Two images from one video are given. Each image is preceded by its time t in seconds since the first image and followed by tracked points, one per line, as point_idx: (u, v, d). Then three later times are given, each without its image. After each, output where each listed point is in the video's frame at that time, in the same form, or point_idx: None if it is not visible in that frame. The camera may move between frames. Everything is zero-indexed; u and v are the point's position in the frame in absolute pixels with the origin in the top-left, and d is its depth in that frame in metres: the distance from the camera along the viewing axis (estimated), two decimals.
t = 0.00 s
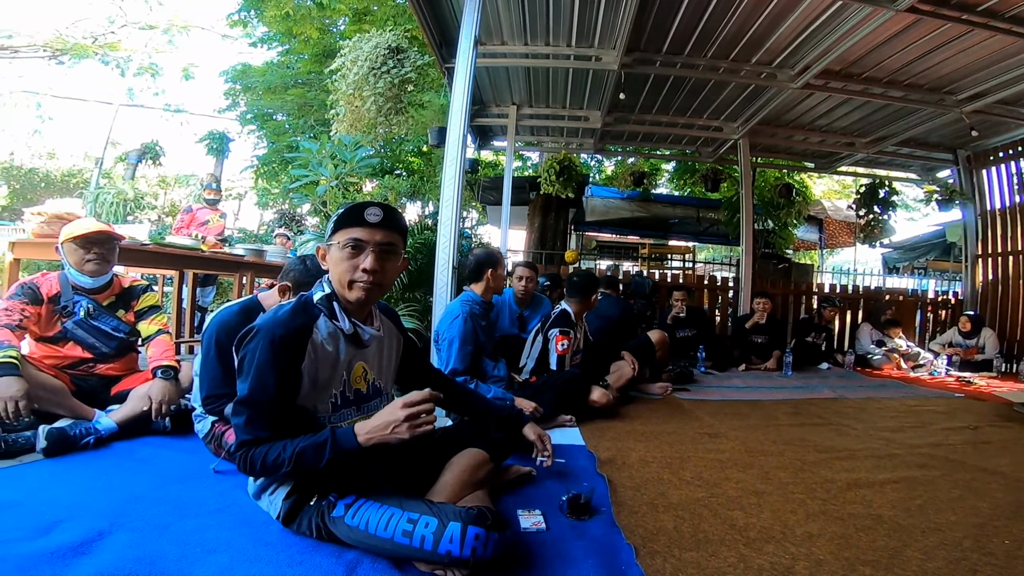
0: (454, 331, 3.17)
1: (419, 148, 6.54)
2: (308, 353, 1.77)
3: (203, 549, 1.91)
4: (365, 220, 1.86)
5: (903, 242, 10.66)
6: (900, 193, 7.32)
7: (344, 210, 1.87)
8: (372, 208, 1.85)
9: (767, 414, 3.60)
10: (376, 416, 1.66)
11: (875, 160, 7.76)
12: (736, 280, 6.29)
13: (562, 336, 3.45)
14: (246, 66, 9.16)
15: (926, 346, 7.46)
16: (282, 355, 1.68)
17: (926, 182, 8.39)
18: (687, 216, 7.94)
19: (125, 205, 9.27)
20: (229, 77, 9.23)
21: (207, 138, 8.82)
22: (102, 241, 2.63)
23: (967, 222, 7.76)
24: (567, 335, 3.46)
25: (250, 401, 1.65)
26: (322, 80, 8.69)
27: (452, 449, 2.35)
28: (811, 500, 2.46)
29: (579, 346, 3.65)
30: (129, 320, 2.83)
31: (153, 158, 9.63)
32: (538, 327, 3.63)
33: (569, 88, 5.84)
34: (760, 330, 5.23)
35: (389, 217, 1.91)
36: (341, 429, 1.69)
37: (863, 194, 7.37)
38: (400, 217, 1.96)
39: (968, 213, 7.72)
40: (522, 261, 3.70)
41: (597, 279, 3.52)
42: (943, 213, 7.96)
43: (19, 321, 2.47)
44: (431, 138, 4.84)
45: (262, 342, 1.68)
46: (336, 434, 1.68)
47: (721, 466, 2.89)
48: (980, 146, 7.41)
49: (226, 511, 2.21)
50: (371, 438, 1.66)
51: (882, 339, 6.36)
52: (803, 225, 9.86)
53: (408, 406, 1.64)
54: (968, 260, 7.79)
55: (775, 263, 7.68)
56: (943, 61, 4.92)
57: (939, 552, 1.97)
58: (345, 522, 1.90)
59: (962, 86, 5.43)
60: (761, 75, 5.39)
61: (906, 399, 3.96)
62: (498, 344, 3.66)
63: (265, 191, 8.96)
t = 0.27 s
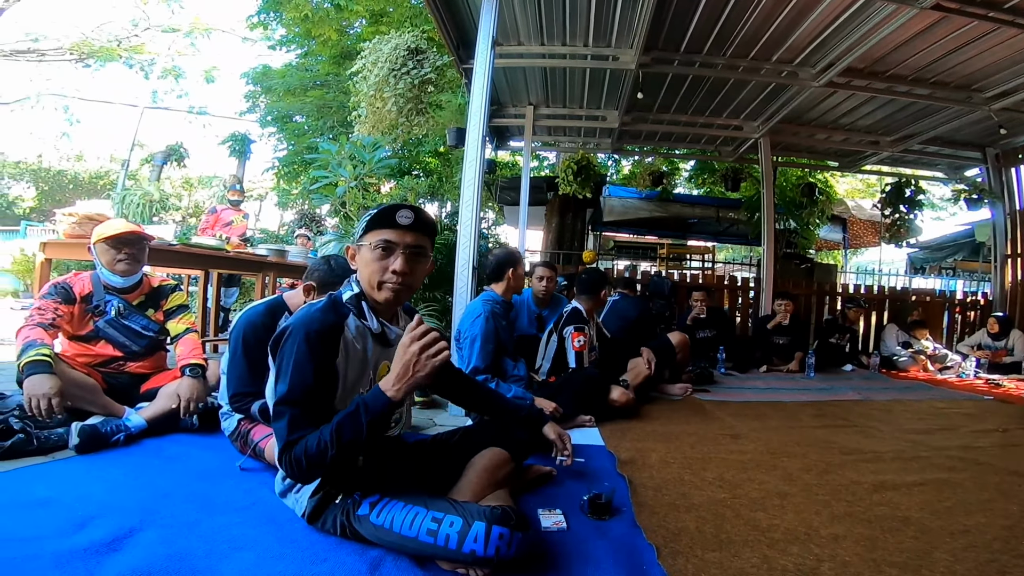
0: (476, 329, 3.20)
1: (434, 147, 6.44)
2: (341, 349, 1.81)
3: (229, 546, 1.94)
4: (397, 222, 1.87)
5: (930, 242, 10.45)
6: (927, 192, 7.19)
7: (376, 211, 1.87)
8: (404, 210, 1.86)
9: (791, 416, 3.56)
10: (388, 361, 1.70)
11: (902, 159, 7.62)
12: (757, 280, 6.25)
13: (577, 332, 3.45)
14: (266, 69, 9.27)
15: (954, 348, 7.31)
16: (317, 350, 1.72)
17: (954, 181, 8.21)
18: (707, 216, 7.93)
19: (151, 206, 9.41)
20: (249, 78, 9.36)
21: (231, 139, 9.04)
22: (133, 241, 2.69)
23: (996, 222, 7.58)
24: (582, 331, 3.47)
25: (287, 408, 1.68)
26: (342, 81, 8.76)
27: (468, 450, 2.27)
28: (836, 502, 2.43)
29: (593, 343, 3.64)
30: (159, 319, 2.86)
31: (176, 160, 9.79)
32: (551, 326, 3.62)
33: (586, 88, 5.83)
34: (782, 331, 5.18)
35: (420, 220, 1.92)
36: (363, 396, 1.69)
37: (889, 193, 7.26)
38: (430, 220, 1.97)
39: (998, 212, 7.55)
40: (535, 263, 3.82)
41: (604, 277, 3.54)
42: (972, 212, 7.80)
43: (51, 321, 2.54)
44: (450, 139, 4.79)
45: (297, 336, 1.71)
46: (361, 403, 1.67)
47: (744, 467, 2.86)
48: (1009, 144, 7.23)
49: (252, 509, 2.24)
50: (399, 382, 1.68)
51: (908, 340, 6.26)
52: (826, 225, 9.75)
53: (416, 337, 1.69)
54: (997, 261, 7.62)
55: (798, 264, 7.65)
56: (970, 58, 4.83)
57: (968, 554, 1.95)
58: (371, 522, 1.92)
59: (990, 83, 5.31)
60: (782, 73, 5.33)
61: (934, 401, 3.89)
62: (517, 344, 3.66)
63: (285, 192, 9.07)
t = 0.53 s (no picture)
0: (500, 328, 3.22)
1: (456, 149, 6.31)
2: (370, 346, 1.91)
3: (259, 543, 1.97)
4: (423, 225, 1.93)
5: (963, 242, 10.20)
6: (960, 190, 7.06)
7: (403, 215, 1.93)
8: (430, 214, 1.91)
9: (817, 418, 3.52)
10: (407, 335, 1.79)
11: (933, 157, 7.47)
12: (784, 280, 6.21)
13: (594, 328, 3.40)
14: (289, 71, 9.38)
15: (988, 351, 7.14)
16: (347, 345, 1.83)
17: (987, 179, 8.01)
18: (731, 216, 7.89)
19: (180, 208, 9.63)
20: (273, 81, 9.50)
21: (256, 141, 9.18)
22: (166, 243, 2.75)
23: None
24: (599, 327, 3.42)
25: (323, 405, 1.79)
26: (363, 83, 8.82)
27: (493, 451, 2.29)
28: (865, 504, 2.39)
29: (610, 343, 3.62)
30: (191, 319, 2.92)
31: (203, 163, 9.98)
32: (569, 325, 3.61)
33: (607, 88, 5.81)
34: (808, 333, 5.13)
35: (446, 223, 1.96)
36: (385, 376, 1.74)
37: (922, 192, 7.15)
38: (457, 223, 2.01)
39: None
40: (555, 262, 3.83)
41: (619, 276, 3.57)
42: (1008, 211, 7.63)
43: (90, 320, 2.59)
44: (471, 139, 4.91)
45: (327, 334, 1.84)
46: (385, 382, 1.72)
47: (769, 468, 2.83)
48: None
49: (280, 506, 2.27)
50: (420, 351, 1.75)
51: (941, 343, 6.14)
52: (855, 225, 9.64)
53: (430, 305, 1.80)
54: None
55: (826, 264, 7.49)
56: (1004, 54, 4.71)
57: (1004, 559, 1.92)
58: (397, 520, 1.92)
59: None
60: (807, 71, 5.25)
61: (967, 404, 3.81)
62: (539, 343, 3.64)
63: (308, 194, 9.17)
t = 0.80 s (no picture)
0: (526, 328, 3.21)
1: (481, 149, 6.14)
2: (402, 344, 1.92)
3: (292, 540, 1.99)
4: (455, 226, 1.93)
5: (1001, 239, 9.91)
6: (1000, 186, 6.89)
7: (435, 217, 1.93)
8: (462, 215, 1.91)
9: (850, 420, 3.45)
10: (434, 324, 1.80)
11: (970, 153, 7.28)
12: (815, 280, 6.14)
13: (619, 330, 3.39)
14: (313, 75, 9.52)
15: None
16: (380, 342, 1.84)
17: None
18: (757, 214, 7.98)
19: (212, 211, 9.88)
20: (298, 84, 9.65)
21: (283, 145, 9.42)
22: (202, 245, 2.83)
23: None
24: (625, 329, 3.41)
25: (359, 401, 1.81)
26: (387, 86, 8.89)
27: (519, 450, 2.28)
28: (901, 506, 2.34)
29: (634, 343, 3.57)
30: (227, 319, 3.00)
31: (232, 166, 10.16)
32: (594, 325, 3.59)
33: (630, 87, 5.78)
34: (841, 333, 5.03)
35: (477, 225, 1.97)
36: (414, 367, 1.75)
37: (959, 189, 7.01)
38: (487, 225, 2.01)
39: None
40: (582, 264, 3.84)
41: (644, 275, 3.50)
42: None
43: (130, 320, 2.66)
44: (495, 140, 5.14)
45: (360, 332, 1.85)
46: (415, 373, 1.73)
47: (801, 469, 2.79)
48: None
49: (312, 504, 2.29)
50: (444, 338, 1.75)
51: (980, 343, 5.98)
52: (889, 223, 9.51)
53: (452, 293, 1.79)
54: None
55: (858, 263, 7.28)
56: None
57: None
58: (427, 519, 1.93)
59: None
60: (836, 67, 5.16)
61: (1008, 406, 3.69)
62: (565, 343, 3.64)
63: (333, 195, 9.29)
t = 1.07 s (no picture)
0: (555, 331, 3.20)
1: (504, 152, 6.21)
2: (437, 350, 1.92)
3: (330, 541, 2.01)
4: (485, 232, 1.91)
5: None
6: None
7: (465, 223, 1.92)
8: (492, 221, 1.89)
9: (889, 423, 3.37)
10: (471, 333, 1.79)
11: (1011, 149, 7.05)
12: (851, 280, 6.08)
13: (654, 331, 3.44)
14: (338, 80, 9.65)
15: None
16: (416, 348, 1.85)
17: None
18: (789, 213, 7.96)
19: (245, 215, 10.11)
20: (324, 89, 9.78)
21: (313, 149, 9.47)
22: (240, 250, 2.90)
23: None
24: (660, 331, 3.46)
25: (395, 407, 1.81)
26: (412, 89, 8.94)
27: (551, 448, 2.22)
28: (945, 510, 2.28)
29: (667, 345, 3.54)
30: (264, 322, 3.08)
31: (263, 172, 10.38)
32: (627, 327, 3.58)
33: (654, 87, 5.73)
34: (878, 334, 5.00)
35: (508, 230, 1.95)
36: (452, 376, 1.74)
37: (998, 185, 6.82)
38: (517, 229, 2.00)
39: None
40: (612, 268, 3.90)
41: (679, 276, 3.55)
42: None
43: (173, 324, 2.82)
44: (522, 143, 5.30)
45: (396, 338, 1.85)
46: (452, 383, 1.72)
47: (838, 472, 2.74)
48: None
49: (348, 505, 2.31)
50: (481, 348, 1.75)
51: None
52: (928, 221, 9.32)
53: (489, 304, 1.80)
54: None
55: (895, 262, 6.99)
56: None
57: None
58: (462, 519, 1.94)
59: None
60: (869, 64, 5.05)
61: None
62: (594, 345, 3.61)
63: (360, 199, 9.38)
